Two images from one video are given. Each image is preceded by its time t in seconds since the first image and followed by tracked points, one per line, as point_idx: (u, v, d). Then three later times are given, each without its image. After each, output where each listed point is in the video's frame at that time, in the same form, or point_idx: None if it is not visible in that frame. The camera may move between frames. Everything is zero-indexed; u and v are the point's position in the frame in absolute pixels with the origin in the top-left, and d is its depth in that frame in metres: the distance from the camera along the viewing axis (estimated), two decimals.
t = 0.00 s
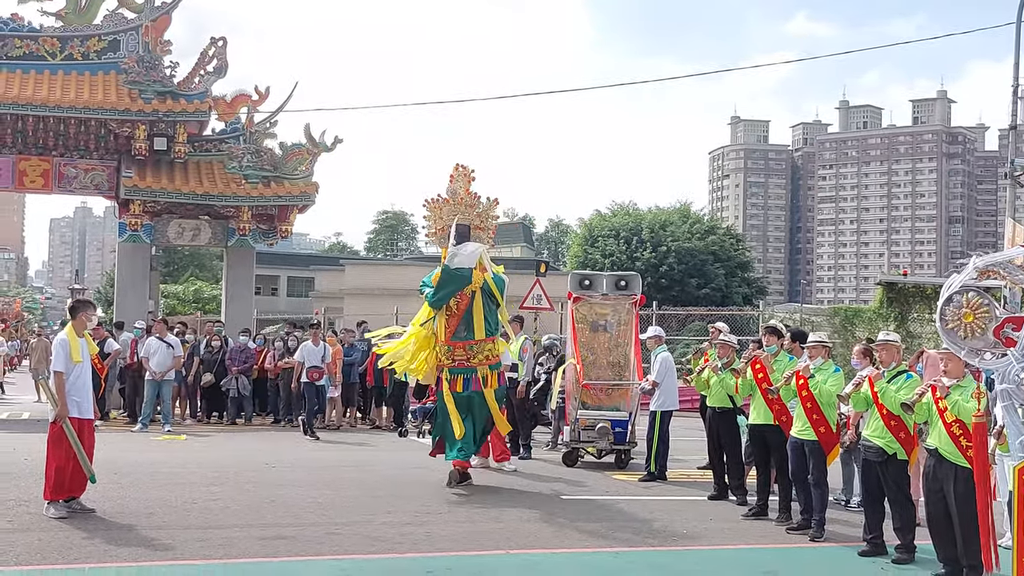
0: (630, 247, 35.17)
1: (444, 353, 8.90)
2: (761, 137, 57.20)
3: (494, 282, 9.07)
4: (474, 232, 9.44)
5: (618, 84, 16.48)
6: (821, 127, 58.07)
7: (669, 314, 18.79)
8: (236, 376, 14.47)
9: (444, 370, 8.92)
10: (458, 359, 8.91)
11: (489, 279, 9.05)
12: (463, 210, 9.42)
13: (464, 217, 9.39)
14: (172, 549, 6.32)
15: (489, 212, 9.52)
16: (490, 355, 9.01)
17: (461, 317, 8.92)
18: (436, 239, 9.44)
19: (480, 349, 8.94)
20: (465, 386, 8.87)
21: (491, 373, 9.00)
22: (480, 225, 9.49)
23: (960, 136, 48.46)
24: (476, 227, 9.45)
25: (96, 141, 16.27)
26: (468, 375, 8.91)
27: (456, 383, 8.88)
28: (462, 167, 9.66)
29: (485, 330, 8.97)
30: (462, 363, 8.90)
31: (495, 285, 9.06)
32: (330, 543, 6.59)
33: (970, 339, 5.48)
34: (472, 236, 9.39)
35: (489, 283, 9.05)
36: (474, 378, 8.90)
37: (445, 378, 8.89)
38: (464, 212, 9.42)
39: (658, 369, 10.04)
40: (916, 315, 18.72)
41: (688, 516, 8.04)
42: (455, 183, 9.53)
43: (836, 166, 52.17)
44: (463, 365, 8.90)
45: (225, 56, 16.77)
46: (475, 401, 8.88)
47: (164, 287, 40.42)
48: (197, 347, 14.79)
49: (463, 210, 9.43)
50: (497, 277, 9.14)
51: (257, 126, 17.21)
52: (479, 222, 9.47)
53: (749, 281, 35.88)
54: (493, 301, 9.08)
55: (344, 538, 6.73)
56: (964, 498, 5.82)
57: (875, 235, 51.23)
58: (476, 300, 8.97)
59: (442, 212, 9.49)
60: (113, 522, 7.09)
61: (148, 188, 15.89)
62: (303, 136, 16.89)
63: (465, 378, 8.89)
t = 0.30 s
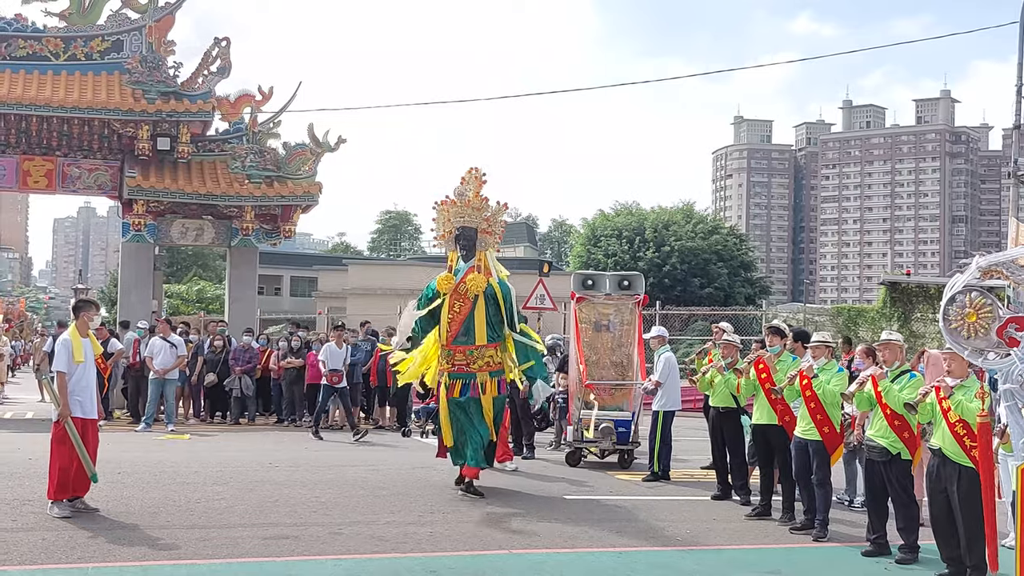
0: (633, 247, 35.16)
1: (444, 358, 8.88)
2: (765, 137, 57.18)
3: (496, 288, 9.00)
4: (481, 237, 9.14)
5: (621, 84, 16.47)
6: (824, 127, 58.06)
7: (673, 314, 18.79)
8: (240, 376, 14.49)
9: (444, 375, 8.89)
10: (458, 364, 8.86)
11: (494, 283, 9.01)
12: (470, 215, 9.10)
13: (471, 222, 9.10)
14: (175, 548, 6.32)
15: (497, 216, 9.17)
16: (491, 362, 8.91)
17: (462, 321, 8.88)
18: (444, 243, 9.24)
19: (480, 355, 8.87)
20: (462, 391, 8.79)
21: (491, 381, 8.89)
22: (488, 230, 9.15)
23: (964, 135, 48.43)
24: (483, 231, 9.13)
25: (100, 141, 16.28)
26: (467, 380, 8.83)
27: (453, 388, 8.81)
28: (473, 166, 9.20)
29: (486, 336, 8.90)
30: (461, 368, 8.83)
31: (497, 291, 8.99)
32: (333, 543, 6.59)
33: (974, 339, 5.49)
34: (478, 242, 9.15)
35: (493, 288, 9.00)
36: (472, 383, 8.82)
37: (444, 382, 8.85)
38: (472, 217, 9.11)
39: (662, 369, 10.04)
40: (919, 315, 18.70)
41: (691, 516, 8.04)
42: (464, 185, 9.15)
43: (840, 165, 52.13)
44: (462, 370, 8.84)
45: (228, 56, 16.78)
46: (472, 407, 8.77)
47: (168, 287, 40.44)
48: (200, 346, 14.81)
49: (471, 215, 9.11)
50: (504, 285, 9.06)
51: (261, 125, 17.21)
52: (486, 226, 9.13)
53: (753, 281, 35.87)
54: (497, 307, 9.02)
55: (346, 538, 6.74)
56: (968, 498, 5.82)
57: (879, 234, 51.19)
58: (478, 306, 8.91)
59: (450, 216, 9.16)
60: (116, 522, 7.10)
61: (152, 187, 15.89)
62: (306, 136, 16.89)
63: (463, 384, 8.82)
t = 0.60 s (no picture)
0: (637, 247, 35.15)
1: (458, 347, 8.78)
2: (768, 137, 57.15)
3: (511, 278, 8.90)
4: (492, 225, 9.10)
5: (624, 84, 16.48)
6: (828, 127, 58.03)
7: (676, 315, 18.78)
8: (244, 376, 14.51)
9: (456, 365, 8.78)
10: (471, 354, 8.77)
11: (509, 270, 8.93)
12: (483, 202, 9.09)
13: (483, 209, 9.09)
14: (180, 549, 6.33)
15: (509, 205, 9.15)
16: (504, 352, 8.87)
17: (477, 311, 8.82)
18: (451, 230, 9.13)
19: (495, 345, 8.82)
20: (478, 382, 8.72)
21: (503, 372, 8.86)
22: (499, 218, 9.12)
23: (968, 136, 48.81)
24: (495, 219, 9.11)
25: (104, 142, 16.30)
26: (482, 370, 8.75)
27: (469, 378, 8.73)
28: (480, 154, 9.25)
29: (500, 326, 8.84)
30: (476, 359, 8.76)
31: (516, 277, 8.91)
32: (337, 543, 6.60)
33: (977, 340, 5.47)
34: (489, 230, 9.09)
35: (511, 273, 8.93)
36: (487, 374, 8.76)
37: (457, 373, 8.74)
38: (485, 204, 9.10)
39: (665, 369, 10.05)
40: (923, 315, 18.68)
41: (696, 516, 8.04)
42: (474, 172, 9.17)
43: (843, 165, 52.11)
44: (477, 361, 8.75)
45: (232, 56, 16.80)
46: (488, 398, 8.71)
47: (172, 287, 40.46)
48: (205, 347, 14.82)
49: (484, 202, 9.10)
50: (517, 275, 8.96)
51: (265, 126, 17.22)
52: (498, 214, 9.11)
53: (757, 281, 35.85)
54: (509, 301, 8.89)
55: (351, 538, 6.74)
56: (972, 498, 5.82)
57: (883, 234, 51.16)
58: (494, 295, 8.84)
59: (460, 202, 9.13)
60: (121, 522, 7.11)
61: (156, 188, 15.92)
62: (310, 136, 16.90)
63: (478, 374, 8.74)
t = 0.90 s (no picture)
0: (641, 247, 35.13)
1: (472, 350, 8.64)
2: (773, 137, 57.12)
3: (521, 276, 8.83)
4: (497, 225, 9.00)
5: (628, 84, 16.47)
6: (832, 126, 58.01)
7: (680, 315, 18.78)
8: (249, 376, 14.50)
9: (471, 369, 8.63)
10: (485, 358, 8.67)
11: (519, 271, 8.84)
12: (491, 202, 8.98)
13: (490, 209, 8.98)
14: (185, 549, 6.34)
15: (513, 205, 9.07)
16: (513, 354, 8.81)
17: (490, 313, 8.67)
18: (457, 230, 8.99)
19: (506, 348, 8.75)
20: (495, 386, 8.61)
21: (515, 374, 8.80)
22: (504, 218, 9.01)
23: (973, 134, 48.57)
24: (500, 218, 9.00)
25: (109, 142, 16.32)
26: (495, 373, 8.66)
27: (485, 382, 8.61)
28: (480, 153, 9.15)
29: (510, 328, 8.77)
30: (490, 362, 8.65)
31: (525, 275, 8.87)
32: (342, 543, 6.60)
33: (983, 339, 5.45)
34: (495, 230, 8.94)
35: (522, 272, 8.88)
36: (500, 377, 8.68)
37: (472, 377, 8.60)
38: (492, 203, 8.99)
39: (668, 369, 10.06)
40: (928, 315, 18.65)
41: (700, 516, 8.04)
42: (479, 171, 9.06)
43: (848, 165, 52.06)
44: (490, 364, 8.65)
45: (236, 57, 16.81)
46: (505, 401, 8.61)
47: (177, 288, 40.49)
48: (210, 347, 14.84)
49: (491, 202, 8.99)
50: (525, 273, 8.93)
51: (269, 126, 17.22)
52: (503, 214, 9.00)
53: (761, 281, 35.83)
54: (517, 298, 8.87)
55: (355, 538, 6.75)
56: (977, 498, 5.81)
57: (888, 234, 51.12)
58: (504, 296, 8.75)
59: (466, 202, 8.99)
60: (126, 522, 7.12)
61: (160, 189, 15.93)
62: (314, 136, 16.91)
63: (493, 378, 8.63)
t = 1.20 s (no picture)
0: (646, 247, 35.11)
1: (485, 362, 8.29)
2: (777, 136, 57.09)
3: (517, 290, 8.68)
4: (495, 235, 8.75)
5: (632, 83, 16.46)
6: (837, 126, 57.96)
7: (685, 315, 18.76)
8: (253, 376, 14.50)
9: (485, 382, 8.24)
10: (496, 369, 8.34)
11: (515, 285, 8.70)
12: (490, 212, 8.73)
13: (489, 218, 8.72)
14: (190, 549, 6.34)
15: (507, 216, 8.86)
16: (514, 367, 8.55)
17: (498, 324, 8.41)
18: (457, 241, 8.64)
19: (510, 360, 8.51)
20: (507, 397, 8.29)
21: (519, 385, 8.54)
22: (500, 229, 8.80)
23: (978, 134, 48.39)
24: (498, 229, 8.76)
25: (114, 142, 16.34)
26: (506, 386, 8.35)
27: (500, 394, 8.26)
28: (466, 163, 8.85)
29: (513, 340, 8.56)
30: (501, 373, 8.35)
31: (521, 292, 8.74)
32: (347, 543, 6.60)
33: (989, 338, 5.45)
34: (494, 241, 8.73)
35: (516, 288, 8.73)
36: (511, 389, 8.38)
37: (488, 389, 8.21)
38: (490, 213, 8.74)
39: (673, 369, 10.04)
40: (933, 315, 18.63)
41: (705, 516, 8.03)
42: (472, 181, 8.76)
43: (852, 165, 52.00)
44: (501, 376, 8.35)
45: (241, 57, 16.82)
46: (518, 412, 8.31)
47: (182, 287, 40.54)
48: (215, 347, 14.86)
49: (489, 212, 8.74)
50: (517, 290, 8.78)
51: (274, 126, 17.23)
52: (501, 225, 8.78)
53: (766, 281, 35.80)
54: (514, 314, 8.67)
55: (360, 538, 6.75)
56: (982, 497, 5.81)
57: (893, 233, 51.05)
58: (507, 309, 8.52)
59: (463, 212, 8.69)
60: (131, 521, 7.13)
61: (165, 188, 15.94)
62: (319, 136, 16.91)
63: (505, 390, 8.31)
